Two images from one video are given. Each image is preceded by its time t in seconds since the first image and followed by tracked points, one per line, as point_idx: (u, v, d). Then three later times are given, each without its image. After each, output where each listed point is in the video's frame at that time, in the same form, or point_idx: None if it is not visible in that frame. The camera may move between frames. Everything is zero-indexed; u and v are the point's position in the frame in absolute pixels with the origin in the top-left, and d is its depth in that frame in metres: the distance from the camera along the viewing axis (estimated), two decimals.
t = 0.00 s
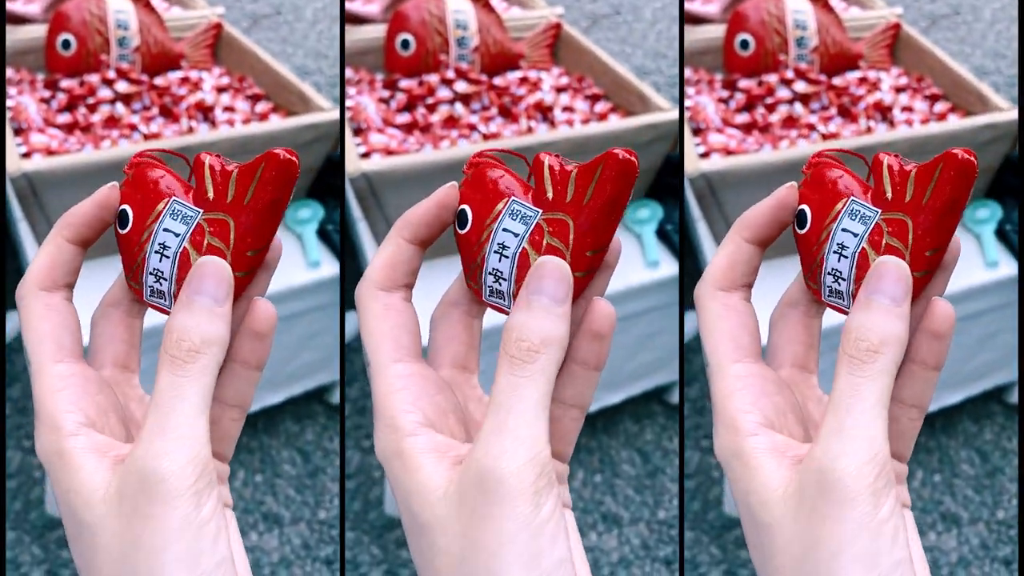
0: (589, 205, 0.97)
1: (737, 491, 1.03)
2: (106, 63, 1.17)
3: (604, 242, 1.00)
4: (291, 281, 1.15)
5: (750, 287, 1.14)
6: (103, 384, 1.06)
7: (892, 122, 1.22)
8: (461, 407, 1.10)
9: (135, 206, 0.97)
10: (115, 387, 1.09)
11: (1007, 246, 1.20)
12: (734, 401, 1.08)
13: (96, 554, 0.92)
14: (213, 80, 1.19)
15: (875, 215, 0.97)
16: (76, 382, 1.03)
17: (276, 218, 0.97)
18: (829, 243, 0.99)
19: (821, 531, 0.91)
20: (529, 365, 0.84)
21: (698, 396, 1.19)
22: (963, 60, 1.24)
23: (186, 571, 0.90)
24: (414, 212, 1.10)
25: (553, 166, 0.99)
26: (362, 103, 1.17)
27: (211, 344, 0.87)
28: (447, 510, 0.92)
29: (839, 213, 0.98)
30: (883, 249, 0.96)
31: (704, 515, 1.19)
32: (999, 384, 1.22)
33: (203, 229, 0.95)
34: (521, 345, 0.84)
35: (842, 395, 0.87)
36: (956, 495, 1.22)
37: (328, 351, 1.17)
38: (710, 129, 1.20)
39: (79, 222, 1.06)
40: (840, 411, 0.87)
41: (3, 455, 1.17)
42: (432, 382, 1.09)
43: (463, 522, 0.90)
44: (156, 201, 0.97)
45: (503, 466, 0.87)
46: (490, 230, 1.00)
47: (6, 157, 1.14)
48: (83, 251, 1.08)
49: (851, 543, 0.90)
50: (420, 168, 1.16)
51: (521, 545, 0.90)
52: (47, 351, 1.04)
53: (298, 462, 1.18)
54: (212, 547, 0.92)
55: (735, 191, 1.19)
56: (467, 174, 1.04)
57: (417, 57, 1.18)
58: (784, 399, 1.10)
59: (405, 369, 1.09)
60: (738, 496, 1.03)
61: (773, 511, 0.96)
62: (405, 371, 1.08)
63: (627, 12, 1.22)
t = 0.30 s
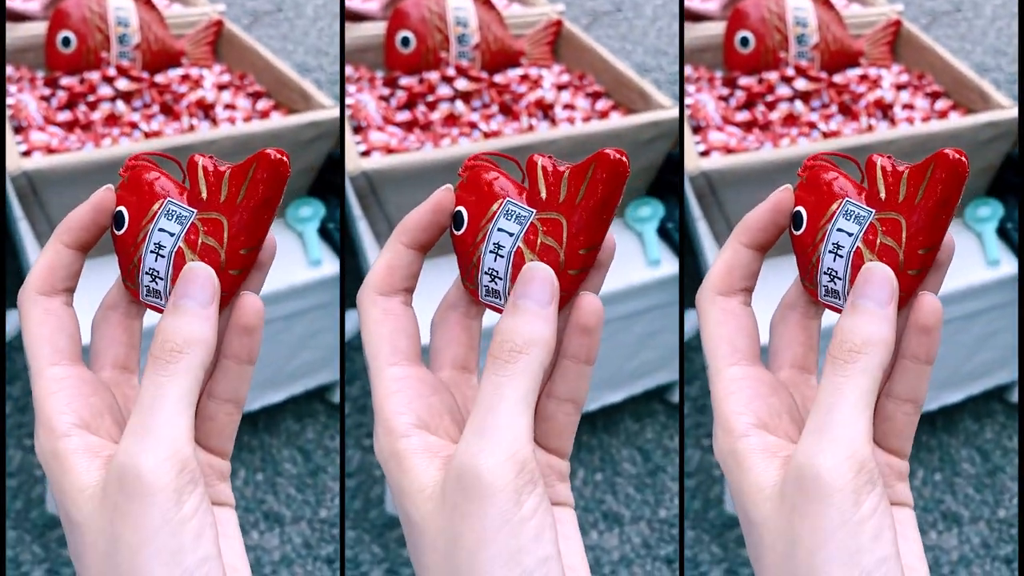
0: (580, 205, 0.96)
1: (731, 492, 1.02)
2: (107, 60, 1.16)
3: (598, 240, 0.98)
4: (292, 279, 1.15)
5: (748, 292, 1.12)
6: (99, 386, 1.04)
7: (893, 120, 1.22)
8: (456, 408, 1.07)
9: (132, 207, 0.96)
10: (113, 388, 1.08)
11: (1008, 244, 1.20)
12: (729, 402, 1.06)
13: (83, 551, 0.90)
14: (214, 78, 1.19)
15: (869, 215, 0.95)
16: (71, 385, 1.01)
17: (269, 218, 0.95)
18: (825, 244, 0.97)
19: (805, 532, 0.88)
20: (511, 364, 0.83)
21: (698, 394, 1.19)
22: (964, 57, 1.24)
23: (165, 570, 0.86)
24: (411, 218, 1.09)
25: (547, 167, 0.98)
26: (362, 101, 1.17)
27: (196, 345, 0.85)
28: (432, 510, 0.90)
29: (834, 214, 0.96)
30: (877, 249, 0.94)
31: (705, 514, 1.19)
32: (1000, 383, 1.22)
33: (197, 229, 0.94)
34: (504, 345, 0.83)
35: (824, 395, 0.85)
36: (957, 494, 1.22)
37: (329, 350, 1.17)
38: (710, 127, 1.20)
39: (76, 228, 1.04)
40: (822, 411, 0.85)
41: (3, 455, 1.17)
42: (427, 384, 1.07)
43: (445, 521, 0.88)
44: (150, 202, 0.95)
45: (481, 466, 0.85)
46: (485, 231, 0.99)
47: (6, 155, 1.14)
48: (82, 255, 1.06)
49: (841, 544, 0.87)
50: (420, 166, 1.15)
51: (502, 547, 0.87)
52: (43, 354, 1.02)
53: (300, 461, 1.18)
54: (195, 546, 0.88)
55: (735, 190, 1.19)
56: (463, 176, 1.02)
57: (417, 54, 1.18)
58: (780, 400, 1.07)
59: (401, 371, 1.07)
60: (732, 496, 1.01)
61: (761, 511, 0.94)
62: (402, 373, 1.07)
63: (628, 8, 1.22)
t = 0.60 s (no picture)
0: (583, 209, 0.96)
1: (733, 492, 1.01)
2: (109, 59, 1.17)
3: (601, 243, 0.98)
4: (294, 277, 1.15)
5: (748, 294, 1.12)
6: (99, 386, 1.04)
7: (895, 118, 1.21)
8: (456, 407, 1.07)
9: (134, 211, 0.96)
10: (114, 389, 1.07)
11: (1011, 243, 1.20)
12: (730, 403, 1.06)
13: (81, 551, 0.90)
14: (216, 77, 1.19)
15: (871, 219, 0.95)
16: (71, 386, 1.01)
17: (271, 223, 0.95)
18: (827, 247, 0.97)
19: (802, 531, 0.88)
20: (509, 364, 0.83)
21: (700, 393, 1.19)
22: (966, 55, 1.24)
23: (161, 570, 0.86)
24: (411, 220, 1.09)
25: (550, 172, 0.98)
26: (364, 99, 1.17)
27: (195, 345, 0.85)
28: (432, 509, 0.90)
29: (836, 217, 0.96)
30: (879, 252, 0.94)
31: (707, 512, 1.19)
32: (1001, 382, 1.22)
33: (200, 233, 0.94)
34: (504, 345, 0.83)
35: (822, 395, 0.85)
36: (958, 493, 1.22)
37: (329, 350, 1.17)
38: (712, 126, 1.20)
39: (75, 231, 1.05)
40: (820, 410, 0.85)
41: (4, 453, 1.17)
42: (427, 385, 1.07)
43: (443, 520, 0.88)
44: (153, 206, 0.95)
45: (478, 466, 0.84)
46: (488, 234, 0.99)
47: (8, 154, 1.14)
48: (82, 258, 1.07)
49: (837, 543, 0.87)
50: (422, 166, 1.15)
51: (498, 546, 0.86)
52: (43, 356, 1.02)
53: (301, 459, 1.19)
54: (192, 546, 0.88)
55: (737, 189, 1.18)
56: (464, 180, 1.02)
57: (419, 53, 1.18)
58: (780, 400, 1.07)
59: (402, 372, 1.07)
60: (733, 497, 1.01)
61: (761, 511, 0.94)
62: (403, 374, 1.07)
63: (630, 7, 1.21)
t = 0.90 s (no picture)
0: (592, 206, 0.96)
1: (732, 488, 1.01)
2: (111, 58, 1.16)
3: (608, 240, 0.99)
4: (296, 276, 1.15)
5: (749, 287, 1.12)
6: (98, 381, 1.04)
7: (896, 118, 1.21)
8: (454, 403, 1.07)
9: (139, 204, 0.95)
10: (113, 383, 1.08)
11: (1012, 242, 1.20)
12: (728, 398, 1.06)
13: (84, 546, 0.89)
14: (218, 75, 1.19)
15: (878, 214, 0.95)
16: (70, 382, 1.01)
17: (280, 219, 0.96)
18: (832, 241, 0.96)
19: (804, 525, 0.88)
20: (516, 360, 0.83)
21: (701, 392, 1.19)
22: (967, 54, 1.24)
23: (166, 564, 0.86)
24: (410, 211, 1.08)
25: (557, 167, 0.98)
26: (366, 98, 1.17)
27: (201, 341, 0.85)
28: (436, 503, 0.90)
29: (843, 211, 0.95)
30: (887, 248, 0.94)
31: (709, 511, 1.20)
32: (1002, 381, 1.21)
33: (207, 228, 0.94)
34: (511, 340, 0.83)
35: (829, 390, 0.85)
36: (959, 491, 1.23)
37: (330, 349, 1.17)
38: (713, 125, 1.20)
39: (77, 224, 1.04)
40: (825, 405, 0.85)
41: (6, 452, 1.17)
42: (426, 380, 1.07)
43: (447, 514, 0.88)
44: (158, 199, 0.95)
45: (484, 460, 0.84)
46: (493, 228, 0.97)
47: (10, 153, 1.14)
48: (83, 251, 1.06)
49: (842, 537, 0.87)
50: (425, 165, 1.15)
51: (502, 540, 0.86)
52: (43, 351, 1.02)
53: (302, 458, 1.19)
54: (197, 541, 0.88)
55: (739, 187, 1.19)
56: (466, 173, 1.01)
57: (421, 52, 1.18)
58: (779, 395, 1.07)
59: (401, 367, 1.06)
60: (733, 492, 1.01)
61: (764, 506, 0.93)
62: (402, 369, 1.06)
63: (631, 6, 1.22)
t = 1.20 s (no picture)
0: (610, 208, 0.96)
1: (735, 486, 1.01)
2: (112, 57, 1.17)
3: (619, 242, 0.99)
4: (297, 275, 1.16)
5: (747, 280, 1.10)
6: (99, 378, 1.04)
7: (898, 117, 1.21)
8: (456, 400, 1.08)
9: (146, 197, 0.92)
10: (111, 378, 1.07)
11: (1013, 241, 1.20)
12: (729, 396, 1.05)
13: (97, 541, 0.90)
14: (219, 75, 1.19)
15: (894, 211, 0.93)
16: (72, 379, 1.01)
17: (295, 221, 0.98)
18: (847, 235, 0.93)
19: (824, 518, 0.90)
20: (544, 360, 0.84)
21: (703, 391, 1.19)
22: (968, 54, 1.24)
23: (187, 555, 0.89)
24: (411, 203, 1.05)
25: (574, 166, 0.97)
26: (368, 97, 1.17)
27: (223, 341, 0.86)
28: (455, 498, 0.91)
29: (857, 207, 0.92)
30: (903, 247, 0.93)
31: (710, 509, 1.20)
32: (1003, 380, 1.21)
33: (223, 227, 0.93)
34: (535, 340, 0.84)
35: (853, 388, 0.86)
36: (960, 490, 1.23)
37: (331, 348, 1.17)
38: (715, 124, 1.20)
39: (77, 213, 1.01)
40: (847, 402, 0.86)
41: (8, 450, 1.17)
42: (425, 376, 1.07)
43: (470, 508, 0.89)
44: (171, 193, 0.92)
45: (510, 454, 0.86)
46: (506, 222, 0.95)
47: (12, 151, 1.15)
48: (82, 242, 1.04)
49: (863, 528, 0.89)
50: (426, 163, 1.16)
51: (529, 530, 0.88)
52: (43, 347, 1.02)
53: (303, 457, 1.19)
54: (215, 534, 0.91)
55: (740, 185, 1.19)
56: (469, 162, 0.97)
57: (423, 51, 1.18)
58: (780, 392, 1.07)
59: (402, 364, 1.06)
60: (737, 490, 1.01)
61: (778, 501, 0.94)
62: (402, 366, 1.06)
63: (633, 6, 1.21)
